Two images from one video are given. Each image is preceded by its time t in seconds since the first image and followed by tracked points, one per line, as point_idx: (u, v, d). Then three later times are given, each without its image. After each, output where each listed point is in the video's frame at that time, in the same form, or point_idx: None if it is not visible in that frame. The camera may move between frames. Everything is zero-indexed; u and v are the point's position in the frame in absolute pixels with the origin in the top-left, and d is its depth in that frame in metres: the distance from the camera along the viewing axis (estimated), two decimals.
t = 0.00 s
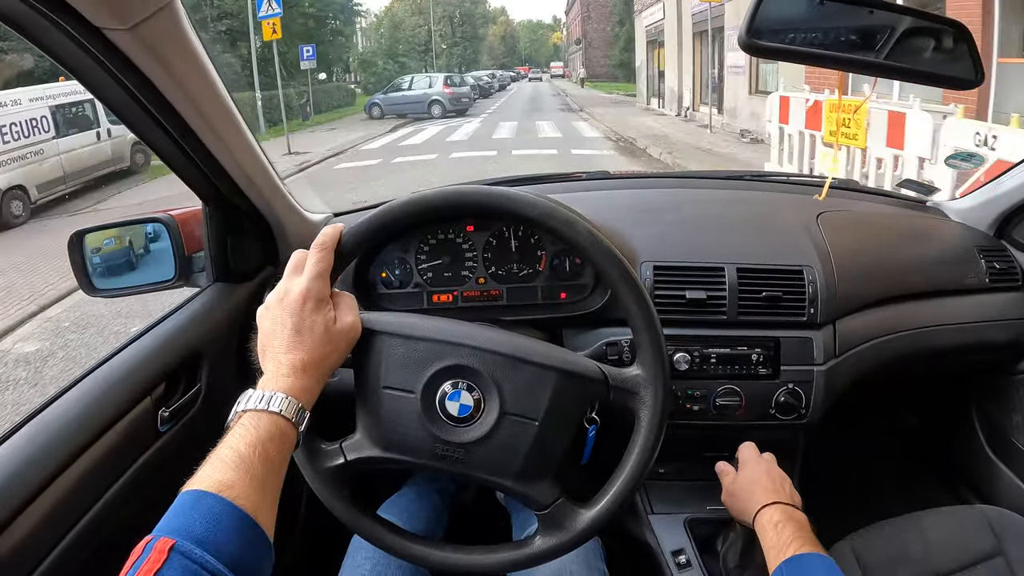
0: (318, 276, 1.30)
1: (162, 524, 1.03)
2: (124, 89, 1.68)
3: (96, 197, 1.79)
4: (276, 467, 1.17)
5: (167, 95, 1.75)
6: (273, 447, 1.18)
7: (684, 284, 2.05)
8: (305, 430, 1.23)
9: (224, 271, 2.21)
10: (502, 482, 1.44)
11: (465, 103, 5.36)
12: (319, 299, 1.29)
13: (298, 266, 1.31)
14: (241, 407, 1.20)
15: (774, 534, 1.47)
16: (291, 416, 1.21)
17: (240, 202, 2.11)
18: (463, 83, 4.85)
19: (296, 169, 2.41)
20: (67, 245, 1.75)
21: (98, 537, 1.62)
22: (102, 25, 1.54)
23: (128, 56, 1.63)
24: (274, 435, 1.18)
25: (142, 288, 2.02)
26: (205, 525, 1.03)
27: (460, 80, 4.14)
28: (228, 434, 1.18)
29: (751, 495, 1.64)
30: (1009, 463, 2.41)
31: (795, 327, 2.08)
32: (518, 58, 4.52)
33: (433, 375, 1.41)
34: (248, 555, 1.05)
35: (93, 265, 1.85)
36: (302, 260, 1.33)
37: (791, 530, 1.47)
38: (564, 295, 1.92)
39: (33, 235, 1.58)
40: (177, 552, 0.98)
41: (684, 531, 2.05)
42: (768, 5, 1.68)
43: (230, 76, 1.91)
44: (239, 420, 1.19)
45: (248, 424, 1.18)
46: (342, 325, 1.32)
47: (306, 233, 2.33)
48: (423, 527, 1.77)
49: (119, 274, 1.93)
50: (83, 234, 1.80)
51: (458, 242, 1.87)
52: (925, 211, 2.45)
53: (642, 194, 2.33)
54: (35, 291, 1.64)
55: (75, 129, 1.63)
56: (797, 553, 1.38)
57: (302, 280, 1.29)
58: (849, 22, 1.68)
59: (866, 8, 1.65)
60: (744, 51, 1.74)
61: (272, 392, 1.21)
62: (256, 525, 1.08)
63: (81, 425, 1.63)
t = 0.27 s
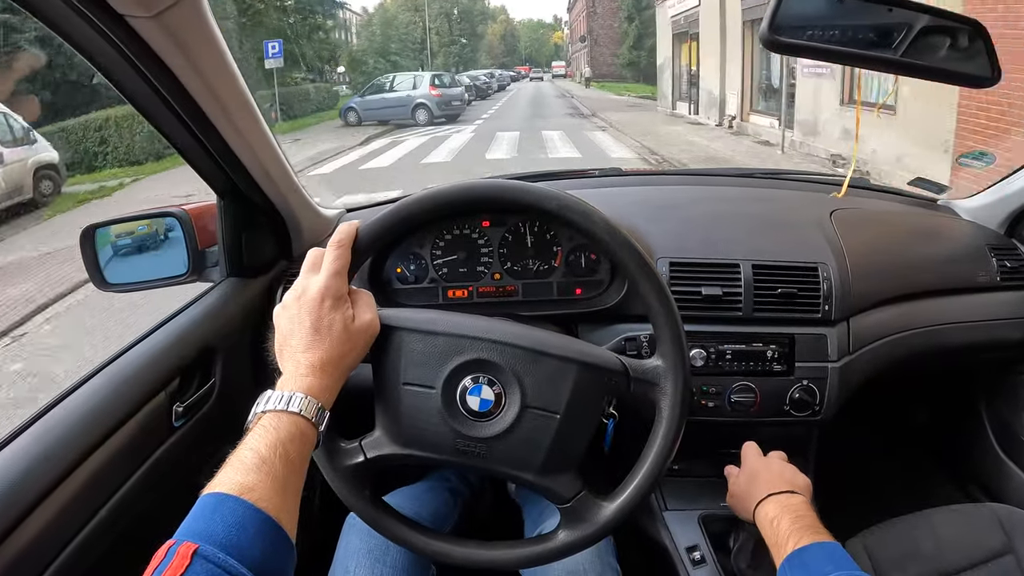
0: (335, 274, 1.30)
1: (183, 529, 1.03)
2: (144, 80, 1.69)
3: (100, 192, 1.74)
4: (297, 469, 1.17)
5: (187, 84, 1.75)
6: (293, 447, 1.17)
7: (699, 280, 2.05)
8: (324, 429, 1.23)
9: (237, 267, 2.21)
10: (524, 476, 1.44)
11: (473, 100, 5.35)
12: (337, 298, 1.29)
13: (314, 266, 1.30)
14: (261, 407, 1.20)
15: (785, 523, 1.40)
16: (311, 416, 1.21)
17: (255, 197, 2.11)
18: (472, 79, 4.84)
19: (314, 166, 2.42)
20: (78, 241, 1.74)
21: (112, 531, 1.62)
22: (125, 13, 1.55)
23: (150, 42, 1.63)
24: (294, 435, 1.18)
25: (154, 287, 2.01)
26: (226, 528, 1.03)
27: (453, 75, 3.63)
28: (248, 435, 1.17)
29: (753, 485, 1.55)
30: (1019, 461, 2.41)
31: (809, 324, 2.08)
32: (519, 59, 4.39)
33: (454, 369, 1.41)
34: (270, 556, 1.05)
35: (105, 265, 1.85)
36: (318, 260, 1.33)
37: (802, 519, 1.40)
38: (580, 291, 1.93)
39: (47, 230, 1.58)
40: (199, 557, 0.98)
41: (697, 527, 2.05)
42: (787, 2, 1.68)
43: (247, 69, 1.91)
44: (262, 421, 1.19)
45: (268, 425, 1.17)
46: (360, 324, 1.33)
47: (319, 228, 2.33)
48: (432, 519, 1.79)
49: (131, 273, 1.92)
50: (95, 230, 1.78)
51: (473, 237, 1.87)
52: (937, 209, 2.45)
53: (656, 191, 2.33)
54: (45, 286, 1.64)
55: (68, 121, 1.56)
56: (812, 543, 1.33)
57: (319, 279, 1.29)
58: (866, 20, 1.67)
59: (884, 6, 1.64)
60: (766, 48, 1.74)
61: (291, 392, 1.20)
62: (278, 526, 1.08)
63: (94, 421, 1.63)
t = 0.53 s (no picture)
0: (340, 279, 1.33)
1: (192, 524, 1.07)
2: (158, 83, 1.73)
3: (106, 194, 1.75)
4: (303, 468, 1.21)
5: (201, 87, 1.79)
6: (299, 447, 1.22)
7: (699, 282, 2.09)
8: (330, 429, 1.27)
9: (246, 265, 2.26)
10: (529, 470, 1.48)
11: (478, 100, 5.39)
12: (342, 303, 1.33)
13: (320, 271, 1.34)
14: (267, 408, 1.24)
15: (779, 522, 1.43)
16: (315, 416, 1.25)
17: (265, 198, 2.15)
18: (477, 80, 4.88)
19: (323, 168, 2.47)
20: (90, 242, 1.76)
21: (123, 523, 1.66)
22: (146, 20, 1.58)
23: (168, 49, 1.67)
24: (300, 435, 1.22)
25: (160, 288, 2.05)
26: (234, 523, 1.07)
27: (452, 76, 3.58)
28: (255, 435, 1.22)
29: (752, 486, 1.57)
30: (1014, 464, 2.44)
31: (807, 326, 2.12)
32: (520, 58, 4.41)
33: (458, 367, 1.46)
34: (277, 550, 1.10)
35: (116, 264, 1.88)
36: (323, 265, 1.37)
37: (796, 517, 1.43)
38: (582, 292, 1.96)
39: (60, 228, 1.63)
40: (207, 550, 1.02)
41: (695, 525, 2.09)
42: (787, 11, 1.72)
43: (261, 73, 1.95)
44: (269, 420, 1.23)
45: (274, 425, 1.21)
46: (364, 328, 1.36)
47: (325, 227, 2.38)
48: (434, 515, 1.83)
49: (140, 273, 1.96)
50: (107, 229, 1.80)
51: (478, 238, 1.91)
52: (936, 214, 2.48)
53: (657, 195, 2.37)
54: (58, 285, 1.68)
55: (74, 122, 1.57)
56: (804, 542, 1.36)
57: (324, 283, 1.32)
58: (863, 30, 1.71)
59: (882, 16, 1.67)
60: (765, 58, 1.78)
61: (298, 393, 1.25)
62: (284, 522, 1.12)
63: (105, 416, 1.68)
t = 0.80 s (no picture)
0: (344, 287, 1.27)
1: (186, 546, 1.04)
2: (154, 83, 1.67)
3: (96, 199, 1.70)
4: (303, 483, 1.17)
5: (201, 91, 1.75)
6: (299, 464, 1.18)
7: (711, 297, 2.04)
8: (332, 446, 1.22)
9: (245, 272, 2.19)
10: (534, 494, 1.42)
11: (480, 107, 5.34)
12: (347, 312, 1.26)
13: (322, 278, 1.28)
14: (268, 423, 1.20)
15: (785, 530, 1.38)
16: (319, 433, 1.20)
17: (266, 204, 2.10)
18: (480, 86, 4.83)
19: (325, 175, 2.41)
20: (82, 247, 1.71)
21: (111, 540, 1.60)
22: (137, 16, 1.53)
23: (161, 46, 1.61)
24: (301, 452, 1.18)
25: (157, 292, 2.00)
26: (229, 547, 1.05)
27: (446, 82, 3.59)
28: (254, 450, 1.18)
29: (756, 497, 1.51)
30: None
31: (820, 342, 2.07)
32: (523, 66, 4.28)
33: (463, 386, 1.40)
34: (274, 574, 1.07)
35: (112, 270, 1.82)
36: (327, 271, 1.30)
37: (802, 525, 1.38)
38: (590, 305, 1.91)
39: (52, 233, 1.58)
40: None
41: (703, 545, 2.03)
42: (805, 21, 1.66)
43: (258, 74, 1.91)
44: (269, 435, 1.19)
45: (275, 441, 1.17)
46: (370, 339, 1.30)
47: (326, 234, 2.32)
48: (428, 535, 1.77)
49: (135, 278, 1.91)
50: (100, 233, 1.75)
51: (484, 249, 1.86)
52: (950, 228, 2.42)
53: (668, 208, 2.33)
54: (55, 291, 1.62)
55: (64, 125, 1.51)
56: (810, 550, 1.31)
57: (327, 291, 1.26)
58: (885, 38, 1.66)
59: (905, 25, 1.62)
60: (785, 67, 1.71)
61: (298, 406, 1.20)
62: (282, 545, 1.10)
63: (95, 427, 1.62)
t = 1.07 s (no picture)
0: (342, 286, 1.31)
1: (189, 534, 1.05)
2: (165, 78, 1.71)
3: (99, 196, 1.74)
4: (304, 476, 1.19)
5: (210, 86, 1.79)
6: (300, 457, 1.20)
7: (710, 291, 2.08)
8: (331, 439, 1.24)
9: (252, 267, 2.23)
10: (537, 478, 1.46)
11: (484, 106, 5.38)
12: (345, 310, 1.31)
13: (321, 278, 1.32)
14: (270, 417, 1.22)
15: (795, 537, 1.40)
16: (319, 425, 1.23)
17: (273, 197, 2.14)
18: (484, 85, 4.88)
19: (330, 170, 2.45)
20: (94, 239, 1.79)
21: (119, 526, 1.64)
22: (154, 14, 1.59)
23: (176, 44, 1.67)
24: (303, 447, 1.20)
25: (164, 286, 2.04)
26: (232, 534, 1.05)
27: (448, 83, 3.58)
28: (256, 444, 1.20)
29: (764, 501, 1.54)
30: None
31: (818, 336, 2.10)
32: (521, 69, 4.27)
33: (464, 375, 1.44)
34: (275, 563, 1.08)
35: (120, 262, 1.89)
36: (326, 271, 1.35)
37: (812, 534, 1.40)
38: (590, 299, 1.94)
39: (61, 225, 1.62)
40: (204, 562, 1.00)
41: (702, 536, 2.06)
42: (799, 18, 1.70)
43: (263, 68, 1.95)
44: (272, 431, 1.21)
45: (276, 435, 1.20)
46: (369, 335, 1.34)
47: (332, 229, 2.36)
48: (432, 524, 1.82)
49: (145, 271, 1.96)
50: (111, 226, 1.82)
51: (487, 244, 1.90)
52: (949, 225, 2.45)
53: (668, 204, 2.37)
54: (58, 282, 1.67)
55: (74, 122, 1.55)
56: (820, 558, 1.33)
57: (326, 291, 1.30)
58: (880, 35, 1.69)
59: (897, 21, 1.65)
60: (780, 64, 1.75)
61: (301, 403, 1.23)
62: (284, 533, 1.11)
63: (105, 416, 1.66)
